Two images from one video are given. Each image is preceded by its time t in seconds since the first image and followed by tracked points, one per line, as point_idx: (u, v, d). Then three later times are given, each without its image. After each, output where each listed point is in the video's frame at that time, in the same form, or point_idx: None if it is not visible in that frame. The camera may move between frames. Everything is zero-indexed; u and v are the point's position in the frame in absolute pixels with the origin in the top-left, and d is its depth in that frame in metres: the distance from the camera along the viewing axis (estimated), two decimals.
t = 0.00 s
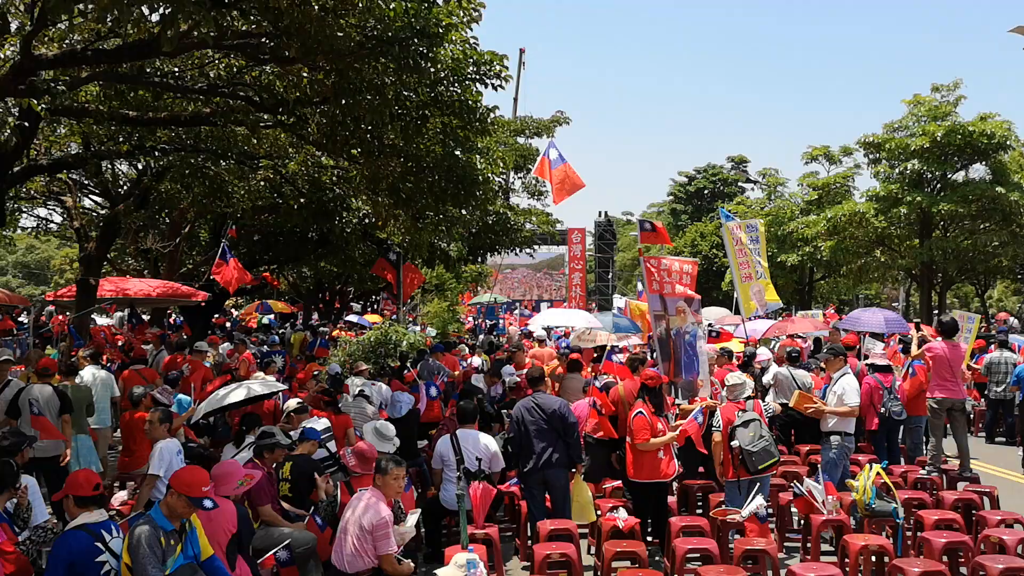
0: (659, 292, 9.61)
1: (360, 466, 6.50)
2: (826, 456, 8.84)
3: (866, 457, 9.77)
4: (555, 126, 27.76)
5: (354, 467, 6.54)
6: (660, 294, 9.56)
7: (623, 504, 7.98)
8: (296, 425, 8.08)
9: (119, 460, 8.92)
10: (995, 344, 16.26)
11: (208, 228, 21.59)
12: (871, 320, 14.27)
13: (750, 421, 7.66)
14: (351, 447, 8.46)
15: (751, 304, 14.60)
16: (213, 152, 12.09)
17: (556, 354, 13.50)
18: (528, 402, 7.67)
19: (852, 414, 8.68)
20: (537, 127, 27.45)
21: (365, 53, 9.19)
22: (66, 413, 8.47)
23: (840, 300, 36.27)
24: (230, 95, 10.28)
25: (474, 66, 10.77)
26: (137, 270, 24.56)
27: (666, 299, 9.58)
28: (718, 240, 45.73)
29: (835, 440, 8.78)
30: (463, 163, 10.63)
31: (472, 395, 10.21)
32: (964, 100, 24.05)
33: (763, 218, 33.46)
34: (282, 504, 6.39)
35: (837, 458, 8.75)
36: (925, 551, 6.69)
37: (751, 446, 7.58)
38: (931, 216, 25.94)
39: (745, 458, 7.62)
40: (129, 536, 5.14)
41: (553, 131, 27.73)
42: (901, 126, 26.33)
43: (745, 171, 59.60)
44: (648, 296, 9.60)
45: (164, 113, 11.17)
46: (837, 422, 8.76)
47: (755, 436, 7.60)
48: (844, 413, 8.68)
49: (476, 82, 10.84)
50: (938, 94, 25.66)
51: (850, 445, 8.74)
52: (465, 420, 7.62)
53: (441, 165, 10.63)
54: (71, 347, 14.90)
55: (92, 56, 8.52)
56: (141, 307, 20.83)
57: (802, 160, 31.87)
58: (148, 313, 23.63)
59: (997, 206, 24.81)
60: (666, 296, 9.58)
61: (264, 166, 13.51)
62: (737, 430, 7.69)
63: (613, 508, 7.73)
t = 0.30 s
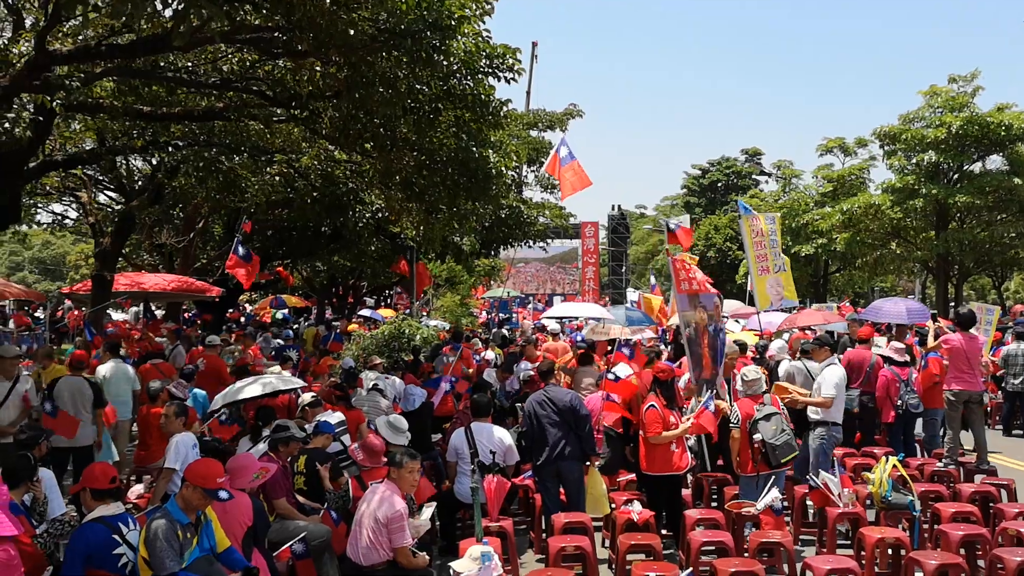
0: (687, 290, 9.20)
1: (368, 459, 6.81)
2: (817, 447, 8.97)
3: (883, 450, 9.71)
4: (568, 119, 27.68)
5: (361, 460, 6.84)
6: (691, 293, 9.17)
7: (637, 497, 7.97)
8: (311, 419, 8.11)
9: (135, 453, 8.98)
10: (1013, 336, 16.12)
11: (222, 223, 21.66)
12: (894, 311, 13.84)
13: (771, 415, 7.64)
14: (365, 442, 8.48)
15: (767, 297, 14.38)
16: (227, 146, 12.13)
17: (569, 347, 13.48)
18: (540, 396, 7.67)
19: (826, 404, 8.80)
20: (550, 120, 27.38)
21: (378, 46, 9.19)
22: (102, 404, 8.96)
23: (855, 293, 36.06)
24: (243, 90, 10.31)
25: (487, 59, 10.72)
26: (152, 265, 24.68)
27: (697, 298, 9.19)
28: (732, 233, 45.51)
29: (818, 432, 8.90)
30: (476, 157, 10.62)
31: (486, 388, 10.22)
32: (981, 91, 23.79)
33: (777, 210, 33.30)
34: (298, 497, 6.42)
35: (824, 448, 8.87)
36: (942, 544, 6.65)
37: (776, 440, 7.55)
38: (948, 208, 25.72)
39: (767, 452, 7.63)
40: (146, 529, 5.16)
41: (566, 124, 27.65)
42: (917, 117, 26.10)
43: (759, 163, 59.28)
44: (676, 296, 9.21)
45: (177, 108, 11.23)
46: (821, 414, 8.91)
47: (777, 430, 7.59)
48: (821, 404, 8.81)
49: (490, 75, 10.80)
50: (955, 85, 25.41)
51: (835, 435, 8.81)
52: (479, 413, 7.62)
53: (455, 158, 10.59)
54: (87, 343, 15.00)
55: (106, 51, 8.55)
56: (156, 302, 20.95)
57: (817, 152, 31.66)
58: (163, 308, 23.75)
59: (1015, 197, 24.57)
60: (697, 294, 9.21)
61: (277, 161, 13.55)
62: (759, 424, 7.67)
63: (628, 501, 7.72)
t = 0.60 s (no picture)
0: (707, 285, 10.00)
1: (379, 454, 6.92)
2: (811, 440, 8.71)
3: (897, 441, 9.67)
4: (578, 112, 27.63)
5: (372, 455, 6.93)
6: (710, 289, 9.97)
7: (649, 489, 7.96)
8: (324, 413, 8.13)
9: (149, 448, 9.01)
10: None
11: (234, 218, 21.75)
12: (911, 303, 13.67)
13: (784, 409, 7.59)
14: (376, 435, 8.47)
15: (782, 288, 14.30)
16: (238, 141, 12.14)
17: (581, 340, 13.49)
18: (552, 389, 7.67)
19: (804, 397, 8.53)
20: (560, 113, 27.34)
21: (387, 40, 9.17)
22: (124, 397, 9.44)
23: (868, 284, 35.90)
24: (253, 84, 10.33)
25: (496, 52, 10.70)
26: (164, 260, 24.81)
27: (717, 291, 10.04)
28: (743, 225, 45.35)
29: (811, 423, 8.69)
30: (487, 150, 10.61)
31: (497, 381, 10.21)
32: (995, 79, 23.58)
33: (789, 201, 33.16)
34: (311, 491, 6.45)
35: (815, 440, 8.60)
36: (956, 535, 6.60)
37: (788, 433, 7.50)
38: (961, 198, 25.54)
39: (782, 446, 7.56)
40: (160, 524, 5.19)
41: (577, 116, 27.60)
42: (930, 107, 25.91)
43: (770, 154, 59.01)
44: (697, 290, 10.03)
45: (189, 103, 11.26)
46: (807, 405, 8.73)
47: (791, 423, 7.53)
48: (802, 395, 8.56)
49: (499, 68, 10.78)
50: (969, 74, 25.20)
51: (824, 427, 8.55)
52: (490, 407, 7.61)
53: (466, 151, 10.56)
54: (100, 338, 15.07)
55: (116, 47, 8.57)
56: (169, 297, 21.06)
57: (829, 143, 31.49)
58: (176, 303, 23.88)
59: None
60: (717, 288, 10.04)
61: (287, 155, 13.56)
62: (774, 418, 7.61)
63: (640, 494, 7.71)
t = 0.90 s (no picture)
0: (723, 284, 9.92)
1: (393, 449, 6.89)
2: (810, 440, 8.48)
3: (908, 435, 9.64)
4: (587, 106, 27.57)
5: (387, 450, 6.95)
6: (727, 289, 9.86)
7: (659, 483, 7.96)
8: (335, 407, 8.16)
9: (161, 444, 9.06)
10: None
11: (244, 214, 21.80)
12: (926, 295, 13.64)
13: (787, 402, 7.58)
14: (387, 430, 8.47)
15: (795, 282, 14.24)
16: (248, 138, 12.14)
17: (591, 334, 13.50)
18: (568, 382, 7.67)
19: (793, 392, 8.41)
20: (569, 107, 27.28)
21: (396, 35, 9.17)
22: (138, 392, 9.46)
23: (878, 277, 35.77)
24: (262, 80, 10.34)
25: (505, 46, 10.68)
26: (174, 257, 24.90)
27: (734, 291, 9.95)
28: (753, 219, 45.20)
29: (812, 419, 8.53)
30: (496, 144, 10.60)
31: (506, 376, 10.20)
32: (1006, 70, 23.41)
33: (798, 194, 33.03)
34: (322, 485, 6.47)
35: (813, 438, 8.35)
36: (969, 528, 6.58)
37: (793, 426, 7.46)
38: (972, 190, 25.39)
39: (787, 439, 7.53)
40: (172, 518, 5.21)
41: (585, 110, 27.54)
42: (941, 98, 25.75)
43: (780, 147, 58.77)
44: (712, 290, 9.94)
45: (198, 99, 11.28)
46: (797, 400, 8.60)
47: (795, 416, 7.51)
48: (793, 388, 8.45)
49: (508, 61, 10.76)
50: (980, 65, 25.02)
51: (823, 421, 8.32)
52: (499, 402, 7.61)
53: (475, 145, 10.56)
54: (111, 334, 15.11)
55: (126, 43, 8.59)
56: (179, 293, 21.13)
57: (839, 135, 31.34)
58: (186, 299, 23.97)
59: None
60: (734, 288, 9.95)
61: (296, 151, 13.57)
62: (777, 411, 7.60)
63: (650, 488, 7.72)
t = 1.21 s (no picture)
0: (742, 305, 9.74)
1: (407, 445, 6.53)
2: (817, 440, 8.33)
3: (920, 430, 9.60)
4: (596, 101, 27.52)
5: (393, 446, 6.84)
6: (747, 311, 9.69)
7: (670, 479, 7.95)
8: (346, 404, 8.18)
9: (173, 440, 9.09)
10: None
11: (254, 211, 21.87)
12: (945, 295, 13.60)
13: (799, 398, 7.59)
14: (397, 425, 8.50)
15: (805, 276, 14.19)
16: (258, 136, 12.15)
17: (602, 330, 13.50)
18: (585, 377, 7.67)
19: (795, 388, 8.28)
20: (578, 103, 27.24)
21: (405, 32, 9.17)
22: (152, 386, 9.52)
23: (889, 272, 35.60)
24: (272, 78, 10.35)
25: (514, 42, 10.66)
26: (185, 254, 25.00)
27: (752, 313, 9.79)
28: (763, 214, 45.04)
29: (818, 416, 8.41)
30: (505, 140, 10.59)
31: (516, 372, 10.20)
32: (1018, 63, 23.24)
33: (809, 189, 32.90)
34: (333, 481, 6.49)
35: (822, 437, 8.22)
36: (981, 524, 6.55)
37: (806, 422, 7.46)
38: (984, 184, 25.24)
39: (799, 435, 7.51)
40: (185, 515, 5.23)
41: (595, 106, 27.49)
42: (952, 92, 25.61)
43: (790, 142, 58.52)
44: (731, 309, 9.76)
45: (208, 97, 11.31)
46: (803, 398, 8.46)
47: (807, 412, 7.51)
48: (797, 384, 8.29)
49: (517, 58, 10.73)
50: (992, 59, 24.83)
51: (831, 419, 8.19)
52: (508, 399, 7.61)
53: (484, 142, 10.55)
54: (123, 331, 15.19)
55: (136, 42, 8.63)
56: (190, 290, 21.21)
57: (850, 129, 31.19)
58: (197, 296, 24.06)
59: None
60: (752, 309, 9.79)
61: (306, 149, 13.58)
62: (790, 407, 7.59)
63: (661, 484, 7.72)
